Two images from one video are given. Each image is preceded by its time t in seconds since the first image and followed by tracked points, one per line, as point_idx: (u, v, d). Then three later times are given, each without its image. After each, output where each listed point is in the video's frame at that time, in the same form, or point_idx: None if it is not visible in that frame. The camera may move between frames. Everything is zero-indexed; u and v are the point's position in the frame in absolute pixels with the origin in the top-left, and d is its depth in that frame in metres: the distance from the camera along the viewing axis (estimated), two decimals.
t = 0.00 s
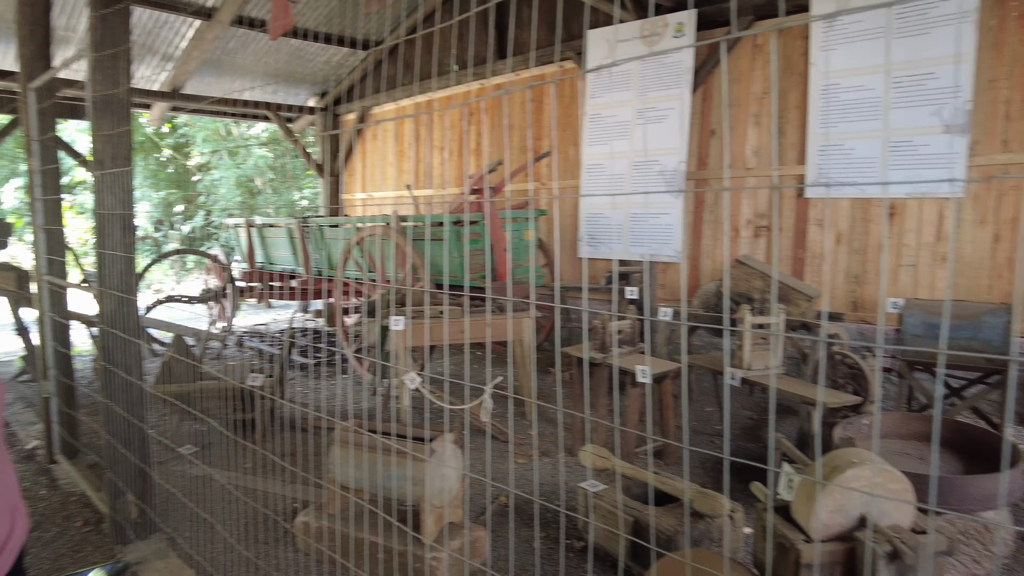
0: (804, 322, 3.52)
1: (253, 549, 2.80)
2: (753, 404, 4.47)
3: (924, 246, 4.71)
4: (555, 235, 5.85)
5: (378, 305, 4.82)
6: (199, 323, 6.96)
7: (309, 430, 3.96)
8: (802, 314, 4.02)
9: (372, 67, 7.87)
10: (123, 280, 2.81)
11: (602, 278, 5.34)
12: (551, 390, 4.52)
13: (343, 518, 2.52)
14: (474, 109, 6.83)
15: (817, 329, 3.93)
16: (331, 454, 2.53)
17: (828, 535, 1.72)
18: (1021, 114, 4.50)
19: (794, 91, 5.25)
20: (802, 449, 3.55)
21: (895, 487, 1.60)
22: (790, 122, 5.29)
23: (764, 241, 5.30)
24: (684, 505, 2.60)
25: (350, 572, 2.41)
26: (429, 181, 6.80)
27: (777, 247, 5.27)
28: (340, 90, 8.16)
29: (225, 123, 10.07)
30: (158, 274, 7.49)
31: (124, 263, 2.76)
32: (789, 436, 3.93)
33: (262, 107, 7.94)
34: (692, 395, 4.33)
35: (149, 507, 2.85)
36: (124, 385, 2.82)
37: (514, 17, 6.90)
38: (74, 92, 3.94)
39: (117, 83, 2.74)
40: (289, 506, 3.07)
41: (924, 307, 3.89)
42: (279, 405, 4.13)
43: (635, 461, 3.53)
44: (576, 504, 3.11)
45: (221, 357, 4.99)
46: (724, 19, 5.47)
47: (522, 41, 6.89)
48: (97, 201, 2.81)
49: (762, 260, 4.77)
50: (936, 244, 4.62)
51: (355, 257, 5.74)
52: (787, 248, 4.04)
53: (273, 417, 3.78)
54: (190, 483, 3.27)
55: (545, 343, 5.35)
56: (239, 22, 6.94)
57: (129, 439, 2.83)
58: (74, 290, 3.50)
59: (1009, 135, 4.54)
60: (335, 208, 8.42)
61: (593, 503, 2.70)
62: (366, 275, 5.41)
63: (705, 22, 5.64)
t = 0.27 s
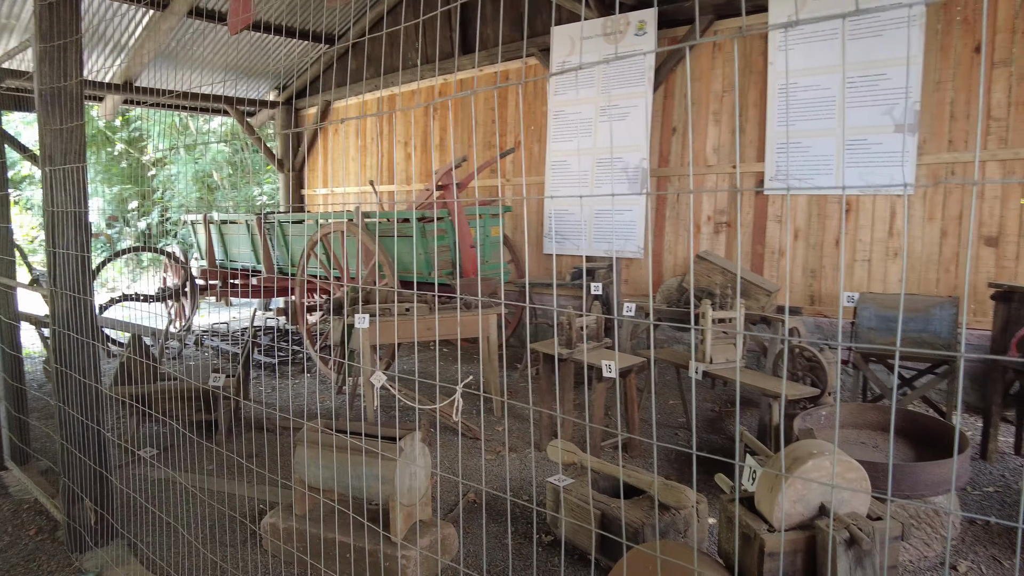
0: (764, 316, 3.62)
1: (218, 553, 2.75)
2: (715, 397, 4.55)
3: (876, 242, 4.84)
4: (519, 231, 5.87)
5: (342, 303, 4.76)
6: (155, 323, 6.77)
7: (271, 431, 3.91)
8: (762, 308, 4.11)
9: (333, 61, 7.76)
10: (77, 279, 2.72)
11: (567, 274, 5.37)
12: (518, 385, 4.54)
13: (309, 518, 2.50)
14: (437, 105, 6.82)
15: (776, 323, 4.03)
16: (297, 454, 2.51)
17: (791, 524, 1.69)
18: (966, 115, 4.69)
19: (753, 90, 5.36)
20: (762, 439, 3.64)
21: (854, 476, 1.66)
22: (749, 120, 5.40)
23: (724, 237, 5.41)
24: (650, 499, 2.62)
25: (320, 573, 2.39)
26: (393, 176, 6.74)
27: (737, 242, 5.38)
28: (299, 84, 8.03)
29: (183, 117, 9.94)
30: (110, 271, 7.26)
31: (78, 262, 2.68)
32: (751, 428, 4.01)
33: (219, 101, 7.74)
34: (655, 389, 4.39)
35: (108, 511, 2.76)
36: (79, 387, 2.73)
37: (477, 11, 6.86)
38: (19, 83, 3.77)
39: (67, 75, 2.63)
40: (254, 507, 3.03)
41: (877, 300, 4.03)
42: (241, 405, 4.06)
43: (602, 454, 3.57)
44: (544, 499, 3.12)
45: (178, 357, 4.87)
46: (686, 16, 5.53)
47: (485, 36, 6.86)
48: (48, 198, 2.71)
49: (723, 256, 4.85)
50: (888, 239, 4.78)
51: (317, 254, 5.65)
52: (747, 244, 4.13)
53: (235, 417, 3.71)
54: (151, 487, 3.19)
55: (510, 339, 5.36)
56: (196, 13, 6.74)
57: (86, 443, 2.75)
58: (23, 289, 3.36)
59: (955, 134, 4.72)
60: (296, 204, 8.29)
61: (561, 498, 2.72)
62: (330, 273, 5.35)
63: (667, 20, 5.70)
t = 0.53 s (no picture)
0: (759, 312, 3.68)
1: (225, 549, 2.77)
2: (709, 392, 4.62)
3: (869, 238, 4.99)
4: (514, 227, 5.90)
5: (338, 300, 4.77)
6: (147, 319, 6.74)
7: (271, 427, 3.93)
8: (757, 304, 4.17)
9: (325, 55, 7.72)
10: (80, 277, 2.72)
11: (562, 271, 5.41)
12: (515, 381, 4.57)
13: (314, 515, 2.53)
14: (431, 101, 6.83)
15: (770, 319, 4.09)
16: (302, 451, 2.54)
17: (794, 518, 1.74)
18: (955, 114, 4.76)
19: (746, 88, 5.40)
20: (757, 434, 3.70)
21: (857, 471, 1.71)
22: (743, 117, 5.45)
23: (718, 233, 5.47)
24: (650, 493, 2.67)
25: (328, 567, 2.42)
26: (387, 172, 6.74)
27: (731, 238, 5.44)
28: (291, 79, 8.02)
29: (173, 111, 9.93)
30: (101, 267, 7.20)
31: (81, 261, 2.69)
32: (745, 422, 4.08)
33: (210, 95, 7.69)
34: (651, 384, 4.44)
35: (114, 509, 2.77)
36: (82, 385, 2.75)
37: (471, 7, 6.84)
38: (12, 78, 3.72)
39: (69, 73, 2.63)
40: (258, 503, 3.06)
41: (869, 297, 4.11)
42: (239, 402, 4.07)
43: (601, 450, 3.62)
44: (544, 494, 3.16)
45: (174, 354, 4.86)
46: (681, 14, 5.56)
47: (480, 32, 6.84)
48: (49, 196, 2.71)
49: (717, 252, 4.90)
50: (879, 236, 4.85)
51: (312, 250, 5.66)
52: (742, 242, 4.18)
53: (235, 414, 3.73)
54: (154, 484, 3.20)
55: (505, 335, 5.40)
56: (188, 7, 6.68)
57: (90, 441, 2.76)
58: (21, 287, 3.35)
59: (944, 133, 4.80)
60: (288, 199, 8.28)
61: (564, 493, 2.76)
62: (325, 268, 5.37)
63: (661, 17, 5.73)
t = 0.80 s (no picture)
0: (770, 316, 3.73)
1: (247, 547, 2.83)
2: (719, 394, 4.66)
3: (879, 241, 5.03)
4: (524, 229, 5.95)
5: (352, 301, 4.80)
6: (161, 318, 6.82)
7: (287, 427, 3.99)
8: (768, 308, 4.20)
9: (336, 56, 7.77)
10: (106, 281, 2.79)
11: (572, 272, 5.45)
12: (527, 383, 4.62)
13: (334, 514, 2.59)
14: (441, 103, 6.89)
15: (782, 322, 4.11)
16: (323, 451, 2.59)
17: (813, 523, 1.79)
18: (965, 118, 4.78)
19: (758, 91, 5.42)
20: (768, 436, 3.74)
21: (873, 477, 1.76)
22: (753, 120, 5.48)
23: (727, 236, 5.50)
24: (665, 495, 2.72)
25: (351, 565, 2.48)
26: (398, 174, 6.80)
27: (742, 241, 5.47)
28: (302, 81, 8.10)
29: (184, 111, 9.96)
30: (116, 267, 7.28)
31: (107, 264, 2.76)
32: (756, 424, 4.12)
33: (223, 97, 7.77)
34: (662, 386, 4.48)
35: (139, 508, 2.84)
36: (108, 386, 2.81)
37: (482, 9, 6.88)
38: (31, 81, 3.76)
39: (95, 81, 2.70)
40: (278, 503, 3.12)
41: (880, 301, 4.13)
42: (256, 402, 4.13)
43: (614, 452, 3.67)
44: (559, 495, 3.22)
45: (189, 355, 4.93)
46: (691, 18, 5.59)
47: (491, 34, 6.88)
48: (75, 201, 2.77)
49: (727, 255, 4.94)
50: (889, 239, 4.88)
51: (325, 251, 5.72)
52: (754, 246, 4.21)
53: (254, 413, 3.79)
54: (176, 483, 3.27)
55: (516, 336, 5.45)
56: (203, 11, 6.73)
57: (116, 440, 2.83)
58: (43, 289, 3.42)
59: (955, 137, 4.82)
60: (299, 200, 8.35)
61: (580, 495, 2.80)
62: (338, 269, 5.43)
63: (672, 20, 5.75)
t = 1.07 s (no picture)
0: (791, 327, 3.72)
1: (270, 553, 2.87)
2: (738, 404, 4.64)
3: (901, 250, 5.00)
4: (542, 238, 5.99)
5: (371, 309, 4.84)
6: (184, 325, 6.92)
7: (307, 434, 4.04)
8: (787, 318, 4.19)
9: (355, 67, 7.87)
10: (134, 290, 2.86)
11: (590, 281, 5.47)
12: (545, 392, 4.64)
13: (355, 522, 2.62)
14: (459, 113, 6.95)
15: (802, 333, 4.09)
16: (345, 460, 2.63)
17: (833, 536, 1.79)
18: (988, 128, 4.75)
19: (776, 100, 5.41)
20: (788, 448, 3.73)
21: (896, 490, 1.76)
22: (772, 130, 5.47)
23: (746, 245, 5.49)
24: (685, 506, 2.72)
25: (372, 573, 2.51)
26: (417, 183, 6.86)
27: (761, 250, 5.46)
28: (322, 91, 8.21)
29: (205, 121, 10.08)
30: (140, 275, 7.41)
31: (136, 274, 2.83)
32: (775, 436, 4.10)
33: (245, 107, 7.90)
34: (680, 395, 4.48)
35: (165, 512, 2.89)
36: (135, 393, 2.88)
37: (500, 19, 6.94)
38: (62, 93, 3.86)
39: (126, 95, 2.77)
40: (299, 509, 3.16)
41: (901, 312, 4.10)
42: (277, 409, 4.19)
43: (633, 462, 3.67)
44: (578, 504, 3.23)
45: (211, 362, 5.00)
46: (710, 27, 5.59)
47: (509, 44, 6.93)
48: (106, 212, 2.85)
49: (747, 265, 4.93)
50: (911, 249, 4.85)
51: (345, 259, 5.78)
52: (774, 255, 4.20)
53: (274, 420, 3.84)
54: (199, 488, 3.33)
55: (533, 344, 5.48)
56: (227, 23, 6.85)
57: (143, 446, 2.89)
58: (73, 297, 3.51)
59: (978, 147, 4.78)
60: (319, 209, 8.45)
61: (599, 505, 2.81)
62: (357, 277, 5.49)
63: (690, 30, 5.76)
